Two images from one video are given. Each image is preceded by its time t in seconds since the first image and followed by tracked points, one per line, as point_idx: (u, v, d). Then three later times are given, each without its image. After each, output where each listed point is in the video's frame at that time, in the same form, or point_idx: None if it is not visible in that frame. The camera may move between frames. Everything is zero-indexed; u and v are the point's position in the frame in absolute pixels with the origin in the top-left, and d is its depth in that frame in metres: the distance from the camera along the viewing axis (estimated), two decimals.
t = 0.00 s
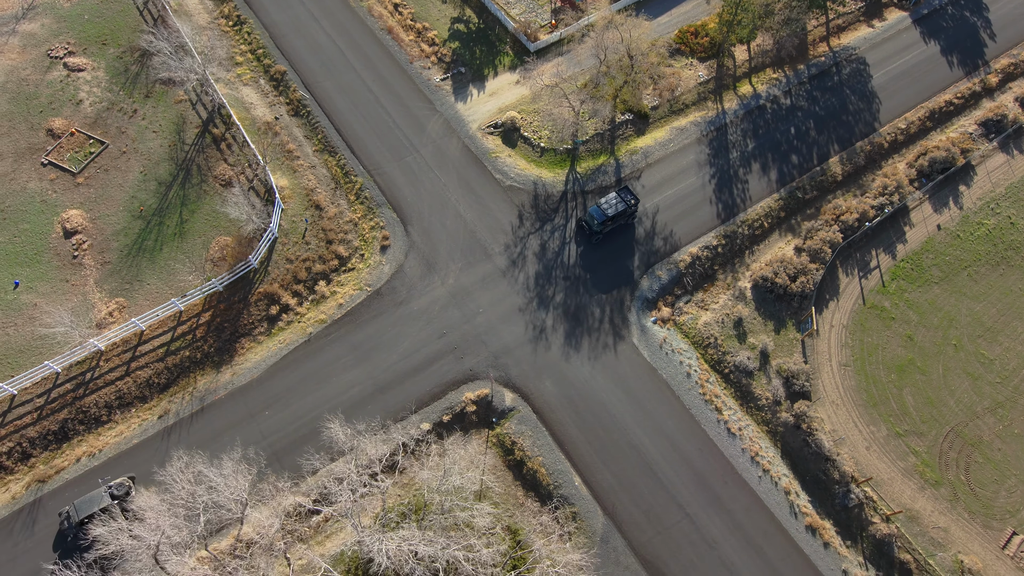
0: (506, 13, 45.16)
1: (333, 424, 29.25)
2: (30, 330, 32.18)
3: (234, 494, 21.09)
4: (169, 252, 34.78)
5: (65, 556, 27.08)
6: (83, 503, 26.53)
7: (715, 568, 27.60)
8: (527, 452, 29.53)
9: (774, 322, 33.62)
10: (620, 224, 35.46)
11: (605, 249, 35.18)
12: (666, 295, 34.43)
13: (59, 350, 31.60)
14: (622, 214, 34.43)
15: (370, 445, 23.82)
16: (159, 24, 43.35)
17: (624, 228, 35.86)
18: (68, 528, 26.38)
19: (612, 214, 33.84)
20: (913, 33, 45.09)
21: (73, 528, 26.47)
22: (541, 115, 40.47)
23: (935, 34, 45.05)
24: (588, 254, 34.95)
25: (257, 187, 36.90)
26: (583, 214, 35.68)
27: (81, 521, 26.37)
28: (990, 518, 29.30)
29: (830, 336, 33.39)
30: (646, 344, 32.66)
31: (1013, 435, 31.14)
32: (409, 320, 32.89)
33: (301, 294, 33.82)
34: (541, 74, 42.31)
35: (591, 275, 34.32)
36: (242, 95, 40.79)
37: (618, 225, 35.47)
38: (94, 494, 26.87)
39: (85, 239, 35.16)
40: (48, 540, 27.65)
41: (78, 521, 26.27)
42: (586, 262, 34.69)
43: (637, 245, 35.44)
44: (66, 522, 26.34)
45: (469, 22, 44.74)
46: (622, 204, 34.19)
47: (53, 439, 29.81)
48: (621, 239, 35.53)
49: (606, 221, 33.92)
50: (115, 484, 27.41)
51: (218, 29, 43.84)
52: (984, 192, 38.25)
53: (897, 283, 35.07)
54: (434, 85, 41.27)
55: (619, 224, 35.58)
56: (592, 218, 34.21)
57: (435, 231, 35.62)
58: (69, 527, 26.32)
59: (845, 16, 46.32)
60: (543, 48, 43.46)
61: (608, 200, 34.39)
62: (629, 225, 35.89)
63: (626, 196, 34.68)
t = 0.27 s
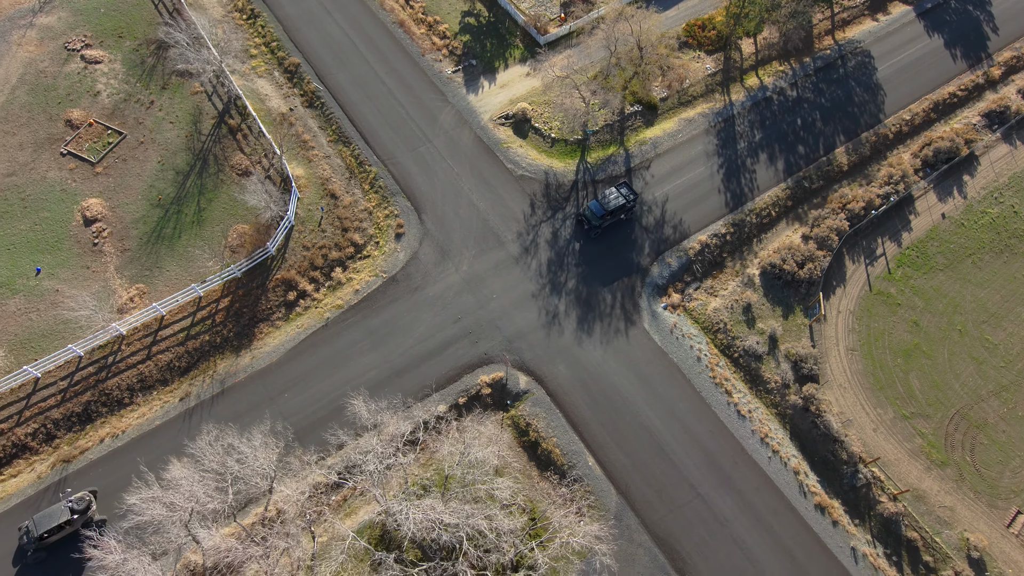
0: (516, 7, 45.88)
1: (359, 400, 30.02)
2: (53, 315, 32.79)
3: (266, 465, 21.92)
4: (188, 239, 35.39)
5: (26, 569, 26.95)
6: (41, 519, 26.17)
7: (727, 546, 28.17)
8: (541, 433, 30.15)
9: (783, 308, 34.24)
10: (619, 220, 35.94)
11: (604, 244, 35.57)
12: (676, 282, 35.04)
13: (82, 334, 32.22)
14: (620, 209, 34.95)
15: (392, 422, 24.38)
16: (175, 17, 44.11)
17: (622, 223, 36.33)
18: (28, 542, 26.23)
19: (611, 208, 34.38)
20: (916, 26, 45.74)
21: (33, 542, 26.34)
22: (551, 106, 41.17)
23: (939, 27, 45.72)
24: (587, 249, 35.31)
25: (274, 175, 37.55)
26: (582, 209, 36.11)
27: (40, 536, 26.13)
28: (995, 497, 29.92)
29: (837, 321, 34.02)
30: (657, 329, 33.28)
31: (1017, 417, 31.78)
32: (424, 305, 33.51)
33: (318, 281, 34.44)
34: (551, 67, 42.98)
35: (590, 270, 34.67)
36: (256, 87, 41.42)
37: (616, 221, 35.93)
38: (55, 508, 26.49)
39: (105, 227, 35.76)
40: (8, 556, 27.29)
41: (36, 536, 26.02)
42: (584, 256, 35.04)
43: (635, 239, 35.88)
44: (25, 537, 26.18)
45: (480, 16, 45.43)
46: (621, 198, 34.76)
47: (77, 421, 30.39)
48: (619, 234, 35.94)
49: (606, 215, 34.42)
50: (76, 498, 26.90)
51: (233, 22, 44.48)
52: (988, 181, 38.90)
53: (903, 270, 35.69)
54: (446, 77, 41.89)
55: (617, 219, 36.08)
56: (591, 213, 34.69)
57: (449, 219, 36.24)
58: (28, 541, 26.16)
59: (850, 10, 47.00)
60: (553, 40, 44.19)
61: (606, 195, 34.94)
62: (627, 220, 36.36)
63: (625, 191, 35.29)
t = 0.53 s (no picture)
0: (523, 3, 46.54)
1: (378, 381, 30.69)
2: (72, 304, 33.37)
3: (289, 443, 23.06)
4: (203, 230, 35.96)
5: None
6: None
7: (735, 528, 28.74)
8: (553, 419, 30.71)
9: (788, 297, 34.82)
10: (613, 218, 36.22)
11: (599, 242, 35.85)
12: (683, 272, 35.56)
13: (102, 322, 32.83)
14: (615, 207, 35.21)
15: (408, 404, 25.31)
16: (187, 13, 44.72)
17: (618, 221, 36.58)
18: None
19: (605, 206, 34.65)
20: (919, 22, 46.35)
21: None
22: (559, 100, 41.80)
23: (941, 23, 46.33)
24: (582, 247, 35.61)
25: (287, 167, 38.16)
26: (578, 208, 36.43)
27: None
28: (998, 481, 30.48)
29: (843, 310, 34.59)
30: (665, 318, 33.86)
31: (1020, 404, 32.33)
32: (436, 294, 34.07)
33: (332, 270, 35.00)
34: (558, 62, 43.61)
35: (584, 268, 34.99)
36: (269, 81, 42.01)
37: (611, 219, 36.23)
38: (8, 529, 26.46)
39: (121, 218, 36.32)
40: None
41: None
42: (579, 255, 35.36)
43: (630, 237, 36.12)
44: None
45: (488, 12, 46.04)
46: (615, 197, 35.03)
47: (96, 407, 30.89)
48: (615, 232, 36.21)
49: (600, 213, 34.72)
50: (29, 519, 26.86)
51: (245, 18, 45.09)
52: (990, 174, 39.48)
53: (906, 260, 36.27)
54: (455, 72, 42.48)
55: (612, 218, 36.33)
56: (586, 211, 35.01)
57: (459, 211, 36.81)
58: None
59: (853, 6, 47.62)
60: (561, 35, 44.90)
61: (601, 193, 35.22)
62: (622, 219, 36.67)
63: (620, 189, 35.58)
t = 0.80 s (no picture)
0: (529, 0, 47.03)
1: (392, 368, 31.35)
2: (86, 296, 33.84)
3: (303, 428, 23.97)
4: (214, 224, 36.44)
5: None
6: None
7: (741, 516, 29.17)
8: (561, 408, 31.17)
9: (792, 289, 35.29)
10: (606, 220, 36.40)
11: (591, 243, 36.00)
12: (688, 265, 35.99)
13: (116, 314, 33.33)
14: (607, 209, 35.49)
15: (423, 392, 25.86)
16: (196, 11, 45.18)
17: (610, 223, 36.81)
18: None
19: (598, 208, 34.98)
20: (920, 19, 46.84)
21: None
22: (564, 96, 42.29)
23: (942, 20, 46.82)
24: (574, 249, 35.74)
25: (297, 162, 38.65)
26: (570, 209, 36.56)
27: None
28: (1000, 470, 30.94)
29: (846, 303, 35.04)
30: (671, 310, 34.29)
31: (1021, 394, 32.79)
32: (444, 287, 34.52)
33: (342, 264, 35.46)
34: (564, 59, 44.12)
35: (576, 269, 35.14)
36: (278, 78, 42.49)
37: (604, 220, 36.39)
38: None
39: (133, 212, 36.78)
40: None
41: None
42: (572, 256, 35.49)
43: (622, 238, 36.32)
44: None
45: (494, 9, 46.53)
46: (608, 198, 35.31)
47: (110, 397, 31.30)
48: (607, 234, 36.41)
49: (592, 215, 34.99)
50: None
51: (254, 15, 45.58)
52: (991, 169, 39.95)
53: (909, 254, 36.73)
54: (462, 69, 42.96)
55: (604, 220, 36.52)
56: (578, 212, 35.22)
57: (467, 205, 37.28)
58: None
59: (855, 3, 48.11)
60: (566, 32, 45.45)
61: (594, 195, 35.49)
62: (615, 220, 36.84)
63: (612, 191, 35.87)
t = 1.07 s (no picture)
0: None
1: (405, 358, 31.88)
2: (99, 290, 34.26)
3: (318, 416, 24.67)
4: (225, 220, 36.85)
5: None
6: None
7: (747, 505, 29.60)
8: (568, 400, 31.62)
9: (796, 284, 35.73)
10: (594, 223, 36.30)
11: (580, 247, 36.05)
12: (693, 260, 36.40)
13: (129, 307, 33.77)
14: (596, 213, 35.28)
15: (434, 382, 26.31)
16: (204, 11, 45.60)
17: (598, 227, 36.76)
18: None
19: (587, 212, 34.68)
20: (921, 17, 47.31)
21: None
22: (569, 94, 42.74)
23: (944, 18, 47.30)
24: (563, 253, 35.80)
25: (307, 158, 39.11)
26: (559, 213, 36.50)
27: None
28: (1002, 460, 31.38)
29: (849, 297, 35.48)
30: (676, 303, 34.72)
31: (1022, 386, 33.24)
32: (453, 281, 34.94)
33: (351, 258, 35.87)
34: (569, 57, 44.59)
35: (565, 274, 35.18)
36: (286, 75, 42.91)
37: (592, 224, 36.34)
38: None
39: (145, 208, 37.19)
40: None
41: None
42: (560, 261, 35.55)
43: (611, 242, 36.34)
44: None
45: (500, 7, 46.96)
46: (596, 203, 35.07)
47: (124, 389, 31.68)
48: (596, 238, 36.43)
49: (581, 219, 34.76)
50: None
51: (262, 14, 46.01)
52: (992, 165, 40.42)
53: (911, 249, 37.18)
54: (468, 66, 43.38)
55: (593, 223, 36.44)
56: (567, 217, 35.04)
57: (474, 201, 37.71)
58: None
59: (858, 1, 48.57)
60: (572, 30, 45.92)
61: (583, 200, 35.22)
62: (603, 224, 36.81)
63: (601, 195, 35.66)
